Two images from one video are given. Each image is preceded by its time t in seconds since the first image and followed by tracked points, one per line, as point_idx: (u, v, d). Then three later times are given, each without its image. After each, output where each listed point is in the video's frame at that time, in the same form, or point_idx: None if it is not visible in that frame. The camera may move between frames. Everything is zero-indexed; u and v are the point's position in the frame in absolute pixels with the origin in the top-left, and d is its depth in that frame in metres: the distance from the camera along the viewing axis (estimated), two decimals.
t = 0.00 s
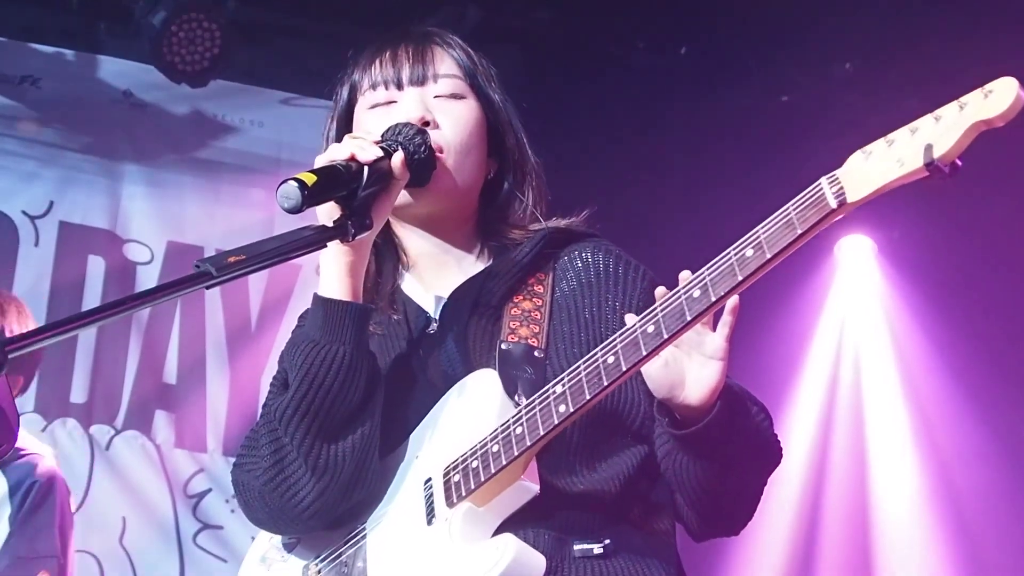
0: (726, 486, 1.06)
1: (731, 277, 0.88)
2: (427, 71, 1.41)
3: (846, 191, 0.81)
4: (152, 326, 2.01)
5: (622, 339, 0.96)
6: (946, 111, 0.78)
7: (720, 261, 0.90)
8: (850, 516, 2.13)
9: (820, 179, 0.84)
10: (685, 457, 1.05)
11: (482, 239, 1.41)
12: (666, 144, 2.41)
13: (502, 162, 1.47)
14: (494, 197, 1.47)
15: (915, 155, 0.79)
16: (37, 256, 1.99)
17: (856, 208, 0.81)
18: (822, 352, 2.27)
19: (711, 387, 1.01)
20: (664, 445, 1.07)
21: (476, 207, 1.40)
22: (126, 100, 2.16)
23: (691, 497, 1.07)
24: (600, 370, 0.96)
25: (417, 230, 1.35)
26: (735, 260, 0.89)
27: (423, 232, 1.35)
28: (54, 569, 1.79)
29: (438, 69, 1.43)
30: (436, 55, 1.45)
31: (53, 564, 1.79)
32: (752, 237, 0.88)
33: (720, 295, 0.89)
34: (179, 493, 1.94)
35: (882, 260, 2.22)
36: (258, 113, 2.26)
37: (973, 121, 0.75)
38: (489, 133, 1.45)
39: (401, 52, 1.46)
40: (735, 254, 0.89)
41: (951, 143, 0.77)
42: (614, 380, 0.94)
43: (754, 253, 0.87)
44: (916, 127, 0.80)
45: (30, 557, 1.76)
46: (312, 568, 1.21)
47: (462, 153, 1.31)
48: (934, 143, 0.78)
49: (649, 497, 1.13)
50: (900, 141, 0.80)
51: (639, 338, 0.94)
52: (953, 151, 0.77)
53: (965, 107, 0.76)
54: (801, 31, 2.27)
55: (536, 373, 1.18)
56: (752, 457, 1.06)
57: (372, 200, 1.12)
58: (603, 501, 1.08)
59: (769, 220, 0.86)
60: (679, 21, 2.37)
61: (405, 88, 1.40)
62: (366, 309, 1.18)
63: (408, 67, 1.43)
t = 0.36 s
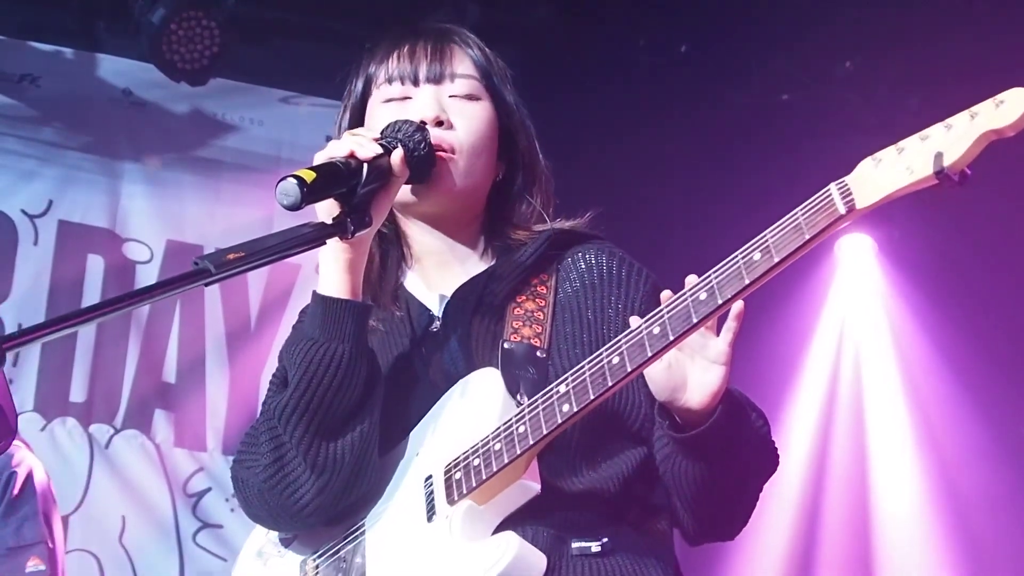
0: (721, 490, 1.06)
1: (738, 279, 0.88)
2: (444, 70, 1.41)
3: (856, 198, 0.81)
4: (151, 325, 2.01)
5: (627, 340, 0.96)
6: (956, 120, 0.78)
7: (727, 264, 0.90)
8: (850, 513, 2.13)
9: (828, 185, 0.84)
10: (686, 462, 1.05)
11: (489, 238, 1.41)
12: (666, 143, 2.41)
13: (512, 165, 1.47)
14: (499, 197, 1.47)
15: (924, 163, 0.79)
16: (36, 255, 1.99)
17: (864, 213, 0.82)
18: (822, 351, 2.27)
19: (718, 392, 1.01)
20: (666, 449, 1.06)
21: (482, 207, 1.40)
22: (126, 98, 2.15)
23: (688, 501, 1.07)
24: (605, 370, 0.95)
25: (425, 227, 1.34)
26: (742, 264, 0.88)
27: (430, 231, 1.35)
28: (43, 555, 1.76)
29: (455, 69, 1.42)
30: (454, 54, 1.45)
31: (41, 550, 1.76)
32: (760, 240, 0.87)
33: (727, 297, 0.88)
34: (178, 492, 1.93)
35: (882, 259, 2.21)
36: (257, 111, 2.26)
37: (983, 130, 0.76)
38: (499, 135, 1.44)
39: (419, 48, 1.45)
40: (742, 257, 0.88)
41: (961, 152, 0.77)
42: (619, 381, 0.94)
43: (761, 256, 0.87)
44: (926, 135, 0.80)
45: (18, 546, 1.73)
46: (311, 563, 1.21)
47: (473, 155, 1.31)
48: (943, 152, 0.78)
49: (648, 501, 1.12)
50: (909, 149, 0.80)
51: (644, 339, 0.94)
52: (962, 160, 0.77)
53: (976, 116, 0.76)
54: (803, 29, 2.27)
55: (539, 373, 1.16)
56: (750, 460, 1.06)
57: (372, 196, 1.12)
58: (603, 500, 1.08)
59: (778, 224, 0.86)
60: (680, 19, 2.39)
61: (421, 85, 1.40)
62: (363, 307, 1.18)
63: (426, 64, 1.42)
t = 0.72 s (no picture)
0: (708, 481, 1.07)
1: (756, 266, 0.91)
2: (454, 70, 1.43)
3: (874, 187, 0.87)
4: (150, 322, 2.01)
5: (642, 326, 0.97)
6: (971, 112, 0.83)
7: (743, 252, 0.93)
8: (848, 507, 2.14)
9: (845, 175, 0.89)
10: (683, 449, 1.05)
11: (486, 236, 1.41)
12: (665, 140, 2.41)
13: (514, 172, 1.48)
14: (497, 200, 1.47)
15: (941, 154, 0.84)
16: (34, 252, 1.98)
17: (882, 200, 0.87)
18: (819, 349, 2.27)
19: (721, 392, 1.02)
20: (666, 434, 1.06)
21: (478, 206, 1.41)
22: (123, 95, 2.15)
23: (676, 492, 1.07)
24: (618, 356, 0.96)
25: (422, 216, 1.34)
26: (758, 252, 0.92)
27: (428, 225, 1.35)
28: (42, 535, 1.71)
29: (465, 70, 1.45)
30: (464, 58, 1.47)
31: (40, 531, 1.71)
32: (775, 230, 0.92)
33: (743, 285, 0.91)
34: (177, 489, 1.93)
35: (881, 256, 2.21)
36: (254, 108, 2.26)
37: (999, 121, 0.81)
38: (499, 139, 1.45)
39: (430, 48, 1.47)
40: (758, 245, 0.92)
41: (978, 143, 0.82)
42: (633, 367, 0.95)
43: (778, 244, 0.90)
44: (942, 127, 0.85)
45: (16, 526, 1.71)
46: (307, 556, 1.21)
47: (474, 150, 1.33)
48: (961, 142, 0.83)
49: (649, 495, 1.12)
50: (925, 140, 0.85)
51: (659, 325, 0.95)
52: (980, 149, 0.82)
53: (992, 107, 0.82)
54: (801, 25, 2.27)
55: (539, 367, 1.19)
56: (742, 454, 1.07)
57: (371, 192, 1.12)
58: (604, 491, 1.08)
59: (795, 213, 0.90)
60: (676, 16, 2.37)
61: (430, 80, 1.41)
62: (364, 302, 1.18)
63: (436, 64, 1.44)
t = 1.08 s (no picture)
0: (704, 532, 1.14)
1: (788, 300, 0.95)
2: (439, 83, 1.46)
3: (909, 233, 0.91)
4: (149, 319, 2.01)
5: (670, 344, 1.01)
6: (1010, 167, 0.87)
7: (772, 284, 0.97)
8: (847, 503, 2.15)
9: (882, 219, 0.93)
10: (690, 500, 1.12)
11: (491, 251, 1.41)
12: (665, 138, 2.41)
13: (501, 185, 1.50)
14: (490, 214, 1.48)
15: (978, 207, 0.88)
16: (34, 249, 1.98)
17: (916, 246, 0.91)
18: (819, 348, 2.29)
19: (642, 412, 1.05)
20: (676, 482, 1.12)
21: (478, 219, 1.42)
22: (123, 93, 2.15)
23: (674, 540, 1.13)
24: (642, 373, 1.01)
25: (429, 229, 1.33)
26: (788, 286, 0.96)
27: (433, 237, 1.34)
28: (64, 534, 1.79)
29: (449, 82, 1.47)
30: (445, 71, 1.49)
31: (62, 529, 1.79)
32: (808, 264, 0.96)
33: (772, 316, 0.95)
34: (177, 486, 1.93)
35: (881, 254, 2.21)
36: (256, 105, 2.26)
37: None
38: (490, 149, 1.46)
39: (411, 65, 1.49)
40: (789, 279, 0.96)
41: (1014, 199, 0.86)
42: (655, 386, 0.99)
43: (809, 278, 0.95)
44: (980, 180, 0.88)
45: (37, 523, 1.77)
46: (298, 546, 1.20)
47: (477, 159, 1.35)
48: (998, 197, 0.87)
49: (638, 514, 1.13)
50: (961, 191, 0.89)
51: (686, 349, 0.99)
52: (1018, 204, 0.86)
53: None
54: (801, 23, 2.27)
55: (545, 385, 1.20)
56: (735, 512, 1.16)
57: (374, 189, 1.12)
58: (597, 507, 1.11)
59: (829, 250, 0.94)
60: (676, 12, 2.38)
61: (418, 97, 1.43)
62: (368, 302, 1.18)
63: (421, 80, 1.47)
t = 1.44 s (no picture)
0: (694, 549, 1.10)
1: (746, 322, 0.99)
2: (458, 88, 1.59)
3: (872, 259, 0.94)
4: (147, 317, 2.00)
5: (630, 365, 1.04)
6: (982, 198, 0.88)
7: (738, 307, 1.01)
8: (844, 503, 2.14)
9: (851, 246, 0.96)
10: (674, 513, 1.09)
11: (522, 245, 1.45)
12: (664, 137, 2.41)
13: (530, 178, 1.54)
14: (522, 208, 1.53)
15: (945, 236, 0.90)
16: (31, 247, 1.98)
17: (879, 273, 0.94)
18: (817, 348, 2.29)
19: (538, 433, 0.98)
20: (656, 495, 1.09)
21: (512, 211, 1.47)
22: (121, 91, 2.15)
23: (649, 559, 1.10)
24: (605, 392, 1.03)
25: (461, 220, 1.40)
26: (754, 308, 1.00)
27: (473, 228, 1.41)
28: (59, 542, 1.79)
29: (468, 87, 1.59)
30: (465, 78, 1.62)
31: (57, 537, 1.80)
32: (773, 287, 1.00)
33: (731, 338, 0.99)
34: (174, 484, 1.93)
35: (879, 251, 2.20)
36: (253, 104, 2.25)
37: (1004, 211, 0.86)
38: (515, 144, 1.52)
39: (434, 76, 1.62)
40: (755, 303, 1.00)
41: (978, 232, 0.88)
42: (616, 403, 1.02)
43: (771, 303, 0.99)
44: (953, 210, 0.90)
45: (33, 530, 1.78)
46: (288, 538, 1.21)
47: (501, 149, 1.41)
48: (966, 227, 0.88)
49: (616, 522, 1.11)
50: (933, 219, 0.91)
51: (646, 368, 1.02)
52: (984, 235, 0.87)
53: (999, 198, 0.87)
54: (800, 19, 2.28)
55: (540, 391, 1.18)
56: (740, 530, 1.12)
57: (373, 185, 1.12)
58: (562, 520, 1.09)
59: (794, 273, 0.98)
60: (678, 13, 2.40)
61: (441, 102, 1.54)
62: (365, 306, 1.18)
63: (441, 89, 1.59)
